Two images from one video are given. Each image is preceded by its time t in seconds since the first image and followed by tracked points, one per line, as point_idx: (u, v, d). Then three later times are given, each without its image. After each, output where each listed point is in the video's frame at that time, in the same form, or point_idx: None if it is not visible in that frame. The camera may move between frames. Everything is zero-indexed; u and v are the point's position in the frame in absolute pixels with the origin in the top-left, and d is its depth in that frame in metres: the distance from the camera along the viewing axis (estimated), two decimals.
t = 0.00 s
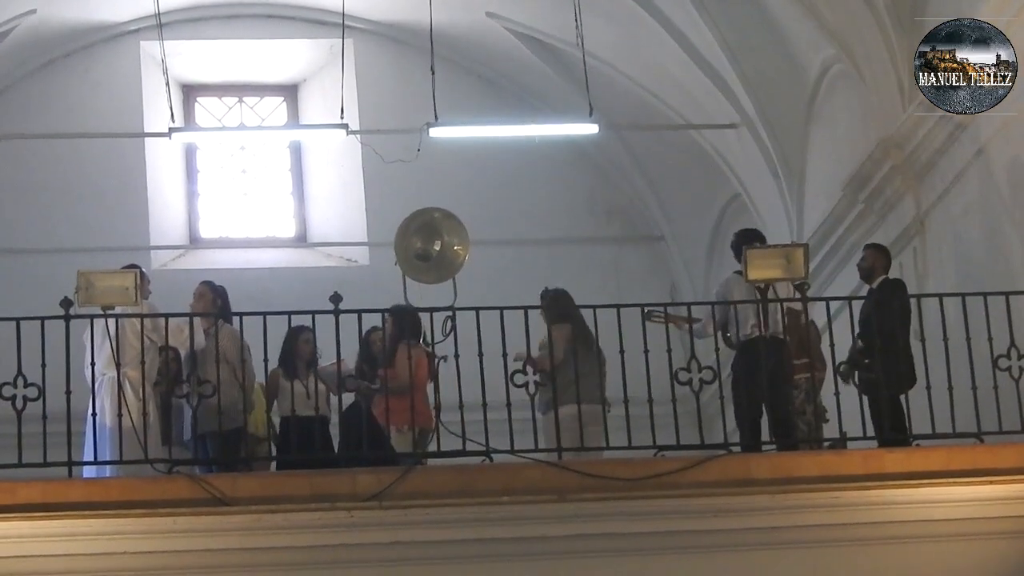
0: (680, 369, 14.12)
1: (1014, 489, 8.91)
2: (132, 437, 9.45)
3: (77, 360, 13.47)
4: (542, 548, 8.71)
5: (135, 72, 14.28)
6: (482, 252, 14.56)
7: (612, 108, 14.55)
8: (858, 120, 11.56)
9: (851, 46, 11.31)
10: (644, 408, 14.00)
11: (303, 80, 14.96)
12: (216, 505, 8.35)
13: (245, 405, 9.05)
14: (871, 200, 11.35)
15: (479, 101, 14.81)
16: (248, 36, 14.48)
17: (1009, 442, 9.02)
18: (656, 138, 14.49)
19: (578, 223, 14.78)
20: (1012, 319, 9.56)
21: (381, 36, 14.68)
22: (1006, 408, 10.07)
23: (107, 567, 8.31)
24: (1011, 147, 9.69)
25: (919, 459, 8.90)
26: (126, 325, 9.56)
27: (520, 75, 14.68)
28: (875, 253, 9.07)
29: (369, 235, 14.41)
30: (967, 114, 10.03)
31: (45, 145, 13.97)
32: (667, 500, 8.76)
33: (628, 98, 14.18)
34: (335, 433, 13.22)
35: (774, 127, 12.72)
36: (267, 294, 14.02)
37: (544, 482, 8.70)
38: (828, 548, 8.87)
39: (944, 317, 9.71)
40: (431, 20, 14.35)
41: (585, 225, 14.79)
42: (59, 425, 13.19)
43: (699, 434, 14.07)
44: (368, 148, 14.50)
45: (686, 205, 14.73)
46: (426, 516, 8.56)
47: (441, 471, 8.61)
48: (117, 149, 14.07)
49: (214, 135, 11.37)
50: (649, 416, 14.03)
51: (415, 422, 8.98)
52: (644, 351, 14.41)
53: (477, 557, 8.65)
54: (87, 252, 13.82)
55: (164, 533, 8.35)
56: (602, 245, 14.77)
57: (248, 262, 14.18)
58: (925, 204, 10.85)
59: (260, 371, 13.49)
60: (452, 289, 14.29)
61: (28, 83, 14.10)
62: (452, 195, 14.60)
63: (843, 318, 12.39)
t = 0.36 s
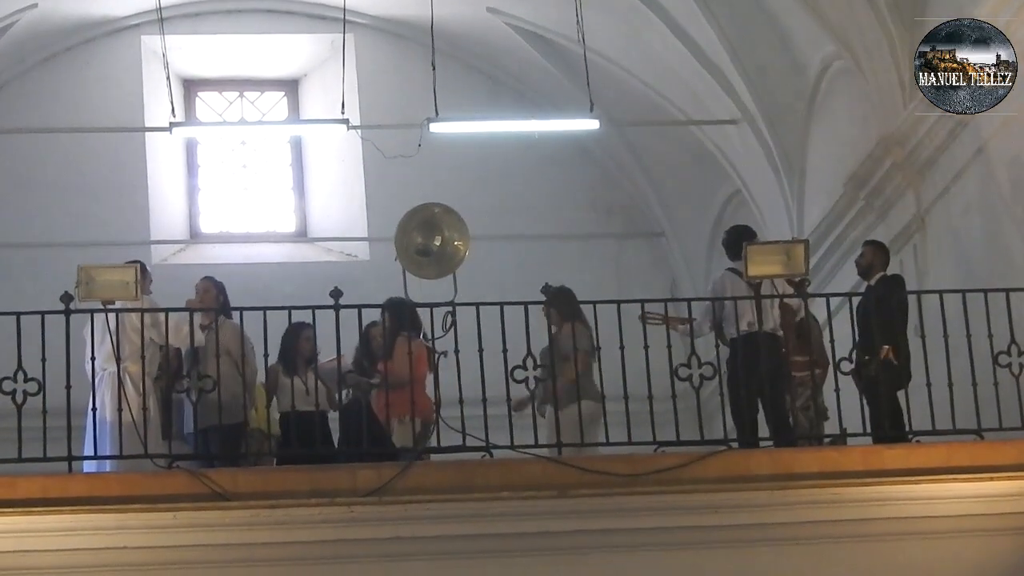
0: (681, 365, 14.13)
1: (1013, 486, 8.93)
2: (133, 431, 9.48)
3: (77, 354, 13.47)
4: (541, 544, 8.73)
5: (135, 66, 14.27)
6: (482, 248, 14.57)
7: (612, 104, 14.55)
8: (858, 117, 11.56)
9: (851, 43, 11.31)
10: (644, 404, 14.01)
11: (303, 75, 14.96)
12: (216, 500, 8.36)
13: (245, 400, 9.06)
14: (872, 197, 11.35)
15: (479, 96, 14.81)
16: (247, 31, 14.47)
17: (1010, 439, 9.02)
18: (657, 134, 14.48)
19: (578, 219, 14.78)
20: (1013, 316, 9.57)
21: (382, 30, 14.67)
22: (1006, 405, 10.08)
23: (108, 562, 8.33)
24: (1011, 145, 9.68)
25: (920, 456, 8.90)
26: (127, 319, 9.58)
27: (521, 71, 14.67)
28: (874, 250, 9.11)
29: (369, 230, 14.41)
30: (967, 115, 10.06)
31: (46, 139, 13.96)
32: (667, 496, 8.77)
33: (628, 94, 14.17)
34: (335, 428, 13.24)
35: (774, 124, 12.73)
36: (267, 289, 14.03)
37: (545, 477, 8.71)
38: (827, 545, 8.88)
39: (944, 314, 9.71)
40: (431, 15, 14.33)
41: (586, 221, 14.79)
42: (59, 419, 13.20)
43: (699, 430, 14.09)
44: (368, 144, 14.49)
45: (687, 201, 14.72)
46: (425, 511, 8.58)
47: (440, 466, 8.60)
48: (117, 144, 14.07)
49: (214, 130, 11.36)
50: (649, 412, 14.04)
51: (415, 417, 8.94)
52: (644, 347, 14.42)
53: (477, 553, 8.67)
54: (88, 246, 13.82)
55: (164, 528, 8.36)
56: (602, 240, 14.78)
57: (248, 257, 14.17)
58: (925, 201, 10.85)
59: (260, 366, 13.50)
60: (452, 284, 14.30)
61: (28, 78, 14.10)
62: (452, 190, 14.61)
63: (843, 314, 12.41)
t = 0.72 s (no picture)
0: (681, 365, 14.13)
1: (1013, 484, 8.93)
2: (133, 430, 9.49)
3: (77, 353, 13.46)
4: (541, 543, 8.73)
5: (136, 65, 14.28)
6: (482, 247, 14.56)
7: (613, 103, 14.55)
8: (859, 116, 11.56)
9: (852, 42, 11.31)
10: (645, 403, 14.02)
11: (304, 75, 14.96)
12: (215, 499, 8.36)
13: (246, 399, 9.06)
14: (872, 196, 11.35)
15: (480, 96, 14.81)
16: (248, 30, 14.47)
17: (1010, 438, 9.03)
18: (658, 133, 14.48)
19: (578, 218, 14.78)
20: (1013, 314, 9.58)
21: (382, 29, 14.67)
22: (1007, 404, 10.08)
23: (107, 560, 8.33)
24: (1011, 144, 9.69)
25: (920, 455, 8.90)
26: (126, 319, 9.59)
27: (522, 70, 14.67)
28: (876, 250, 9.14)
29: (369, 229, 14.41)
30: (967, 114, 10.07)
31: (46, 138, 13.97)
32: (667, 494, 8.77)
33: (630, 93, 14.17)
34: (335, 427, 13.24)
35: (775, 124, 12.73)
36: (268, 289, 14.03)
37: (546, 476, 8.72)
38: (826, 544, 8.88)
39: (944, 312, 9.72)
40: (432, 14, 14.34)
41: (587, 220, 14.79)
42: (60, 419, 13.20)
43: (700, 430, 14.09)
44: (369, 143, 14.50)
45: (687, 200, 14.73)
46: (425, 510, 8.58)
47: (440, 464, 8.61)
48: (118, 143, 14.07)
49: (214, 129, 11.36)
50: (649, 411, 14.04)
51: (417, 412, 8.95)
52: (645, 346, 14.42)
53: (477, 552, 8.67)
54: (89, 245, 13.82)
55: (164, 527, 8.36)
56: (603, 239, 14.78)
57: (249, 256, 14.17)
58: (925, 200, 10.84)
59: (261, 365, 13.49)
60: (453, 283, 14.30)
61: (29, 77, 14.11)
62: (452, 189, 14.61)
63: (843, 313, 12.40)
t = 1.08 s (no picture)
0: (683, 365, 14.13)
1: (1013, 486, 8.95)
2: (134, 432, 9.49)
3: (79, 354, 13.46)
4: (542, 544, 8.76)
5: (137, 66, 14.28)
6: (484, 248, 14.56)
7: (614, 104, 14.55)
8: (861, 117, 11.56)
9: (853, 43, 11.31)
10: (646, 404, 14.02)
11: (305, 76, 14.96)
12: (217, 500, 8.33)
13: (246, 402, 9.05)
14: (873, 197, 11.36)
15: (481, 97, 14.81)
16: (249, 31, 14.47)
17: (1012, 439, 9.00)
18: (658, 134, 14.49)
19: (580, 218, 14.78)
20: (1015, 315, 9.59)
21: (384, 31, 14.67)
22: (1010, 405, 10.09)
23: (109, 561, 8.35)
24: (1012, 145, 9.70)
25: (922, 456, 8.89)
26: (127, 322, 9.61)
27: (523, 71, 14.67)
28: (879, 253, 9.15)
29: (371, 230, 14.41)
30: (967, 114, 10.07)
31: (48, 140, 13.96)
32: (667, 496, 8.78)
33: (631, 94, 14.18)
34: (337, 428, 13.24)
35: (776, 125, 12.73)
36: (269, 290, 14.03)
37: (547, 477, 8.71)
38: (825, 545, 8.92)
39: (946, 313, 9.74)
40: (434, 16, 14.34)
41: (588, 221, 14.79)
42: (61, 420, 13.20)
43: (701, 430, 14.10)
44: (370, 144, 14.50)
45: (688, 200, 14.74)
46: (426, 512, 8.60)
47: (441, 467, 8.60)
48: (119, 144, 14.07)
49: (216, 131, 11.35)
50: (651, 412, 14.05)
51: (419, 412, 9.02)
52: (646, 347, 14.42)
53: (479, 553, 8.70)
54: (90, 246, 13.83)
55: (166, 528, 8.37)
56: (604, 240, 14.78)
57: (250, 257, 14.16)
58: (927, 201, 10.84)
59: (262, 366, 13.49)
60: (454, 284, 14.30)
61: (30, 78, 14.11)
62: (454, 190, 14.61)
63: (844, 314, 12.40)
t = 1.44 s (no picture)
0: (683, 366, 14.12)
1: (1014, 487, 8.94)
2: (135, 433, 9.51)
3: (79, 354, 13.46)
4: (543, 545, 8.76)
5: (138, 67, 14.28)
6: (484, 249, 14.56)
7: (614, 105, 14.54)
8: (861, 117, 11.55)
9: (853, 43, 11.31)
10: (646, 405, 14.01)
11: (305, 77, 14.96)
12: (219, 501, 8.35)
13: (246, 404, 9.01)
14: (873, 197, 11.35)
15: (482, 97, 14.81)
16: (250, 32, 14.47)
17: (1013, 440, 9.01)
18: (658, 135, 14.49)
19: (580, 219, 14.78)
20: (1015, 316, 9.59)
21: (384, 32, 14.67)
22: (1010, 405, 10.09)
23: (110, 562, 8.34)
24: (1012, 145, 9.71)
25: (922, 456, 8.91)
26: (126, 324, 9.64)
27: (523, 72, 14.67)
28: (877, 254, 9.16)
29: (371, 231, 14.40)
30: (967, 114, 10.06)
31: (49, 141, 13.98)
32: (668, 497, 8.79)
33: (631, 95, 14.18)
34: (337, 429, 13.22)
35: (776, 125, 12.72)
36: (269, 290, 14.02)
37: (548, 477, 8.73)
38: (826, 546, 8.91)
39: (947, 313, 9.75)
40: (435, 17, 14.34)
41: (588, 221, 14.79)
42: (61, 421, 13.19)
43: (701, 431, 14.09)
44: (371, 145, 14.50)
45: (688, 201, 14.74)
46: (429, 512, 8.60)
47: (442, 468, 8.61)
48: (119, 145, 14.07)
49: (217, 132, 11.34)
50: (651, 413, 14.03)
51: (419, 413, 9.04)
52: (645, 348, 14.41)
53: (480, 554, 8.69)
54: (90, 246, 13.82)
55: (167, 529, 8.38)
56: (604, 241, 14.78)
57: (250, 259, 14.17)
58: (927, 202, 10.84)
59: (262, 366, 13.47)
60: (454, 285, 14.29)
61: (31, 79, 14.10)
62: (454, 191, 14.60)
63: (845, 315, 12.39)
